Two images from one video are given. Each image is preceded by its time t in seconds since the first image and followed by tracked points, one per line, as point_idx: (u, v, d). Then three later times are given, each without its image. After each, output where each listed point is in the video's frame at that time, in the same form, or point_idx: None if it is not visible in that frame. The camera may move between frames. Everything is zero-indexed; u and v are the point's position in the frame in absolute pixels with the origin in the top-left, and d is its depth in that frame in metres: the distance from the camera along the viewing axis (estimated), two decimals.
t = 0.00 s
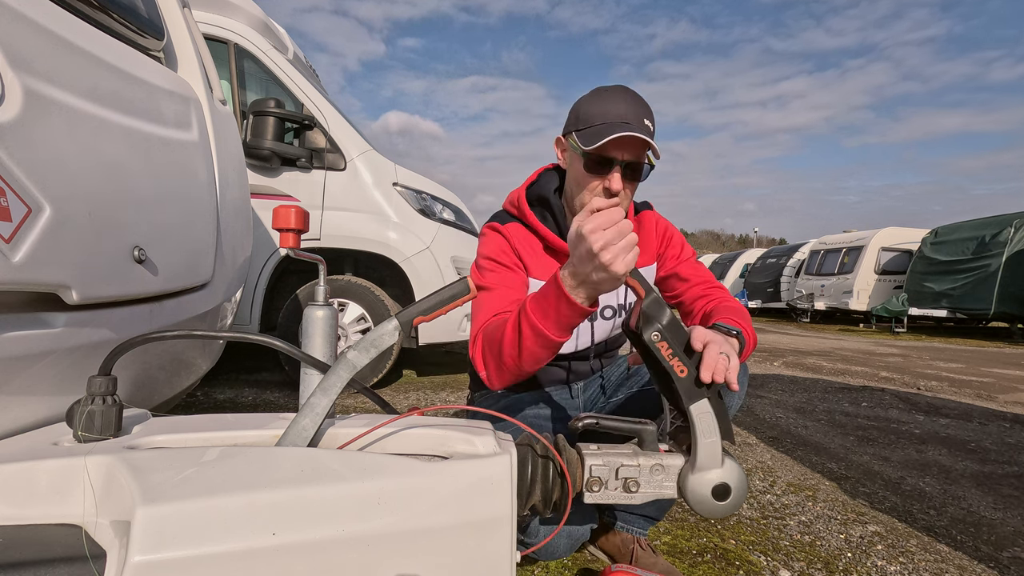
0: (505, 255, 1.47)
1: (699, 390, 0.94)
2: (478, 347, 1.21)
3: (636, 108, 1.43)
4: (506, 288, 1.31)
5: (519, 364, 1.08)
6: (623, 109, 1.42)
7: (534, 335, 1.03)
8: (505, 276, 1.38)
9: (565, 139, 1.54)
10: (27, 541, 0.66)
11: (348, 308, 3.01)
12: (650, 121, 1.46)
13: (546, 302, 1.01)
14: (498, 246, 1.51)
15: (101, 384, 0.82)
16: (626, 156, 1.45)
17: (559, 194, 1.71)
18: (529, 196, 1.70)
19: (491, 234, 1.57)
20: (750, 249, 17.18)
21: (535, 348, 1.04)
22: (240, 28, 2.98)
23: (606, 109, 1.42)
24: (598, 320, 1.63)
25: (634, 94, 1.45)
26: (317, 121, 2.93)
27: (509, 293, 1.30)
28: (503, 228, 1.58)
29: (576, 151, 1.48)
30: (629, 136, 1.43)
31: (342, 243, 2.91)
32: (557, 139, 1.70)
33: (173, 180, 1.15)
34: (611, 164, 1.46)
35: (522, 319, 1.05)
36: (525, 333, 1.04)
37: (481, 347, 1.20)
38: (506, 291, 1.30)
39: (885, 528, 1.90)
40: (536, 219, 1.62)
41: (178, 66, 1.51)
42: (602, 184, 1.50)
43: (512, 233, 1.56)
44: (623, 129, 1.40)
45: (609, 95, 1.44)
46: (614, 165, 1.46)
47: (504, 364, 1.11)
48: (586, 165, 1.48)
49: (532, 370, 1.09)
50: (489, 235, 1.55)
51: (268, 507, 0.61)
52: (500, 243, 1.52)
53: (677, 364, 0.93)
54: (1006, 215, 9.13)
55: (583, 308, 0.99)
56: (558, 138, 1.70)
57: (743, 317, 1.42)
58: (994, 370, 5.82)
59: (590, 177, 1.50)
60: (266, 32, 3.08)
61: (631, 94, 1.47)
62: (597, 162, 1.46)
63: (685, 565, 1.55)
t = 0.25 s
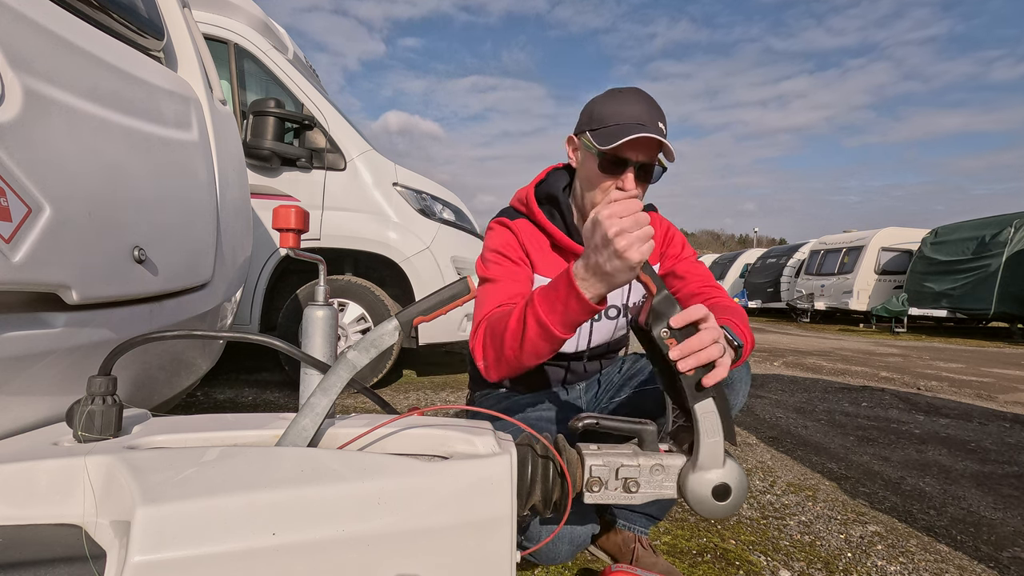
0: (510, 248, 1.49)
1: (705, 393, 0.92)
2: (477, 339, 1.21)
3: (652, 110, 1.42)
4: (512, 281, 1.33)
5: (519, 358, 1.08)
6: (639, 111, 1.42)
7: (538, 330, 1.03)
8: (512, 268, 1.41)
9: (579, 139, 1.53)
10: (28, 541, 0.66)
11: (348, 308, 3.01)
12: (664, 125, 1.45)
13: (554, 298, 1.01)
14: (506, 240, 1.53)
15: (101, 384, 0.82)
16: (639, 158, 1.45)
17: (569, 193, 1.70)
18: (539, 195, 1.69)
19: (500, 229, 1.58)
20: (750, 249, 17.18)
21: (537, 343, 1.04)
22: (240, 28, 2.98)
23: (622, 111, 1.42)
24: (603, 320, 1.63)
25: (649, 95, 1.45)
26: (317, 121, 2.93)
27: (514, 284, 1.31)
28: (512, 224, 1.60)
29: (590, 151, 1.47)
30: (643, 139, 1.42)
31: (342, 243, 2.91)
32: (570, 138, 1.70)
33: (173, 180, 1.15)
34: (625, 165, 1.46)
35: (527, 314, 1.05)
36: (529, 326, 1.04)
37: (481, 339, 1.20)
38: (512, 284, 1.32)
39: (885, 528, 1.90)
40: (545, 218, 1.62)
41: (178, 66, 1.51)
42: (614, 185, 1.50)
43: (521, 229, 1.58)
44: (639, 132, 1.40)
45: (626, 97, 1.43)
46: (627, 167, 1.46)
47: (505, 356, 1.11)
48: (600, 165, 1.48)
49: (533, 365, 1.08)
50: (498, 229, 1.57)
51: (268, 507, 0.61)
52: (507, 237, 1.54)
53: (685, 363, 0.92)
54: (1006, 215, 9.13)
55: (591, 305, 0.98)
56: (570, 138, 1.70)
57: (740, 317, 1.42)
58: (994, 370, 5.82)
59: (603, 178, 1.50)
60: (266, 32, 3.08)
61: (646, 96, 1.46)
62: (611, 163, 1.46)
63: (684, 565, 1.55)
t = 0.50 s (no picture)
0: (517, 240, 1.46)
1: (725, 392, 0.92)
2: (511, 323, 1.14)
3: (643, 107, 1.43)
4: (522, 269, 1.30)
5: (565, 338, 1.02)
6: (631, 109, 1.43)
7: (590, 304, 0.99)
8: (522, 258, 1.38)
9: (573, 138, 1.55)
10: (27, 542, 0.66)
11: (348, 308, 3.01)
12: (657, 121, 1.46)
13: (609, 273, 0.99)
14: (509, 233, 1.49)
15: (101, 384, 0.82)
16: (632, 157, 1.47)
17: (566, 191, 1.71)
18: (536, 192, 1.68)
19: (501, 223, 1.54)
20: (750, 249, 17.18)
21: (589, 318, 1.00)
22: (240, 28, 2.98)
23: (615, 110, 1.42)
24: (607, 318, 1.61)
25: (641, 92, 1.45)
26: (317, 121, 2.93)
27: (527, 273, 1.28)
28: (513, 218, 1.55)
29: (584, 150, 1.49)
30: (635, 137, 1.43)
31: (342, 243, 2.91)
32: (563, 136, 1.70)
33: (173, 180, 1.15)
34: (618, 164, 1.48)
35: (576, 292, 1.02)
36: (579, 301, 1.00)
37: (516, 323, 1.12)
38: (522, 272, 1.29)
39: (885, 528, 1.90)
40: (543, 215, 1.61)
41: (178, 66, 1.51)
42: (609, 184, 1.52)
43: (523, 224, 1.54)
44: (632, 131, 1.41)
45: (617, 95, 1.44)
46: (620, 165, 1.47)
47: (547, 337, 1.05)
48: (593, 164, 1.49)
49: (578, 346, 1.03)
50: (500, 223, 1.53)
51: (268, 507, 0.61)
52: (510, 230, 1.50)
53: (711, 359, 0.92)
54: (1006, 215, 9.13)
55: (645, 279, 0.97)
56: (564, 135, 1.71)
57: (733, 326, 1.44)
58: (994, 370, 5.82)
59: (596, 177, 1.52)
60: (266, 32, 3.08)
61: (639, 93, 1.47)
62: (604, 162, 1.48)
63: (685, 565, 1.55)
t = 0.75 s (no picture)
0: (501, 237, 1.46)
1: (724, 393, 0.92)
2: (493, 318, 1.15)
3: (608, 94, 1.45)
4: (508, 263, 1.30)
5: (544, 336, 1.04)
6: (596, 97, 1.45)
7: (571, 308, 1.00)
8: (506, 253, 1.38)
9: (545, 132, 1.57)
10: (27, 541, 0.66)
11: (348, 308, 3.01)
12: (624, 109, 1.48)
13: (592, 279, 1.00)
14: (492, 231, 1.48)
15: (101, 384, 0.82)
16: (600, 144, 1.47)
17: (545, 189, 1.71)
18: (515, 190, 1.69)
19: (484, 221, 1.53)
20: (750, 249, 17.19)
21: (569, 321, 1.01)
22: (240, 28, 2.98)
23: (579, 99, 1.45)
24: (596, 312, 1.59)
25: (608, 82, 1.48)
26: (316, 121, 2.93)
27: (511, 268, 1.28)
28: (496, 216, 1.54)
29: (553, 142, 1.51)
30: (602, 123, 1.44)
31: (341, 243, 2.91)
32: (538, 133, 1.71)
33: (172, 179, 1.15)
34: (587, 152, 1.48)
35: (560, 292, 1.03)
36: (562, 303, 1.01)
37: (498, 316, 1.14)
38: (506, 266, 1.29)
39: (885, 528, 1.90)
40: (523, 211, 1.61)
41: (178, 66, 1.51)
42: (580, 173, 1.51)
43: (505, 221, 1.53)
44: (595, 117, 1.42)
45: (583, 85, 1.47)
46: (588, 153, 1.47)
47: (527, 334, 1.06)
48: (562, 154, 1.50)
49: (555, 346, 1.04)
50: (482, 221, 1.51)
51: (268, 507, 0.61)
52: (493, 228, 1.49)
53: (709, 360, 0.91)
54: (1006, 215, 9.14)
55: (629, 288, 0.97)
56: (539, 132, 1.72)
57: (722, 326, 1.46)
58: (994, 370, 5.83)
59: (567, 166, 1.51)
60: (265, 32, 3.08)
61: (606, 82, 1.49)
62: (573, 151, 1.48)
63: (685, 565, 1.55)
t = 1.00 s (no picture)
0: (477, 248, 1.51)
1: (721, 392, 0.92)
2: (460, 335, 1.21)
3: (584, 95, 1.44)
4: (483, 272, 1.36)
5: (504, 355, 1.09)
6: (571, 97, 1.44)
7: (523, 331, 1.04)
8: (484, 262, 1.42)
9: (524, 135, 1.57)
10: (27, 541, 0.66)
11: (348, 308, 3.01)
12: (600, 109, 1.46)
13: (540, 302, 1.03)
14: (471, 241, 1.52)
15: (101, 384, 0.82)
16: (576, 144, 1.46)
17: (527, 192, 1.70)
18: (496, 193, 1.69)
19: (466, 229, 1.57)
20: (750, 249, 17.19)
21: (522, 343, 1.05)
22: (240, 28, 2.99)
23: (554, 99, 1.45)
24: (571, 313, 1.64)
25: (585, 82, 1.47)
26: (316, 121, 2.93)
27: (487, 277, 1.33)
28: (476, 223, 1.58)
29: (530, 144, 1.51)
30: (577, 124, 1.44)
31: (341, 243, 2.91)
32: (518, 136, 1.71)
33: (172, 179, 1.15)
34: (563, 153, 1.48)
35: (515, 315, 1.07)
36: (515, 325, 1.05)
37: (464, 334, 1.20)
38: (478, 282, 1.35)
39: (885, 528, 1.90)
40: (503, 215, 1.62)
41: (178, 66, 1.51)
42: (557, 174, 1.50)
43: (484, 228, 1.57)
44: (568, 118, 1.42)
45: (559, 85, 1.46)
46: (565, 154, 1.47)
47: (488, 352, 1.12)
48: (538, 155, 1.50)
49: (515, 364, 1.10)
50: (463, 229, 1.56)
51: (268, 508, 0.61)
52: (473, 237, 1.54)
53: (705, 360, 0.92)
54: (1006, 215, 9.14)
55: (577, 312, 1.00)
56: (519, 135, 1.71)
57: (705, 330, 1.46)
58: (995, 370, 5.83)
59: (545, 168, 1.51)
60: (265, 32, 3.08)
61: (582, 82, 1.48)
62: (549, 152, 1.48)
63: (684, 565, 1.55)
